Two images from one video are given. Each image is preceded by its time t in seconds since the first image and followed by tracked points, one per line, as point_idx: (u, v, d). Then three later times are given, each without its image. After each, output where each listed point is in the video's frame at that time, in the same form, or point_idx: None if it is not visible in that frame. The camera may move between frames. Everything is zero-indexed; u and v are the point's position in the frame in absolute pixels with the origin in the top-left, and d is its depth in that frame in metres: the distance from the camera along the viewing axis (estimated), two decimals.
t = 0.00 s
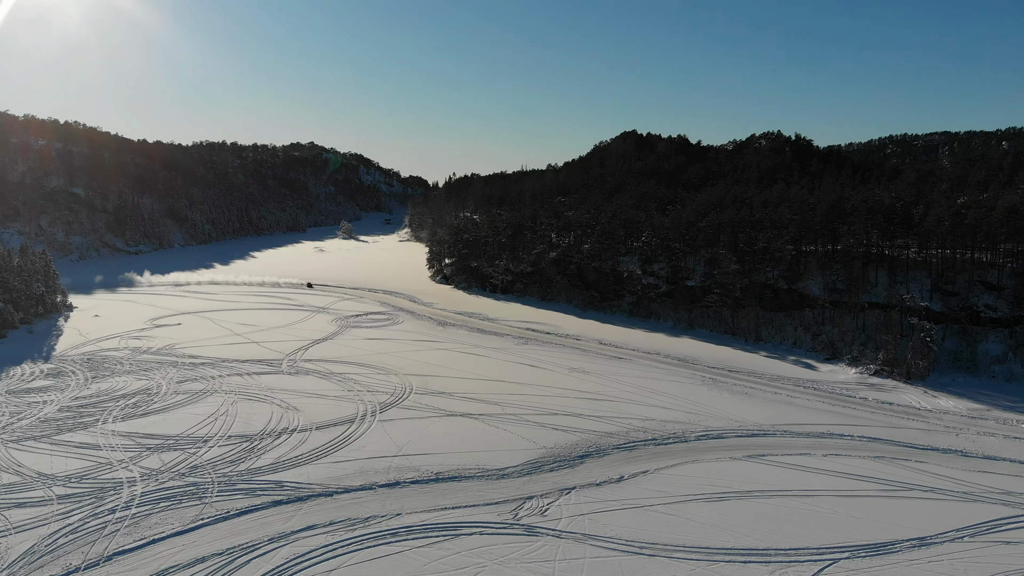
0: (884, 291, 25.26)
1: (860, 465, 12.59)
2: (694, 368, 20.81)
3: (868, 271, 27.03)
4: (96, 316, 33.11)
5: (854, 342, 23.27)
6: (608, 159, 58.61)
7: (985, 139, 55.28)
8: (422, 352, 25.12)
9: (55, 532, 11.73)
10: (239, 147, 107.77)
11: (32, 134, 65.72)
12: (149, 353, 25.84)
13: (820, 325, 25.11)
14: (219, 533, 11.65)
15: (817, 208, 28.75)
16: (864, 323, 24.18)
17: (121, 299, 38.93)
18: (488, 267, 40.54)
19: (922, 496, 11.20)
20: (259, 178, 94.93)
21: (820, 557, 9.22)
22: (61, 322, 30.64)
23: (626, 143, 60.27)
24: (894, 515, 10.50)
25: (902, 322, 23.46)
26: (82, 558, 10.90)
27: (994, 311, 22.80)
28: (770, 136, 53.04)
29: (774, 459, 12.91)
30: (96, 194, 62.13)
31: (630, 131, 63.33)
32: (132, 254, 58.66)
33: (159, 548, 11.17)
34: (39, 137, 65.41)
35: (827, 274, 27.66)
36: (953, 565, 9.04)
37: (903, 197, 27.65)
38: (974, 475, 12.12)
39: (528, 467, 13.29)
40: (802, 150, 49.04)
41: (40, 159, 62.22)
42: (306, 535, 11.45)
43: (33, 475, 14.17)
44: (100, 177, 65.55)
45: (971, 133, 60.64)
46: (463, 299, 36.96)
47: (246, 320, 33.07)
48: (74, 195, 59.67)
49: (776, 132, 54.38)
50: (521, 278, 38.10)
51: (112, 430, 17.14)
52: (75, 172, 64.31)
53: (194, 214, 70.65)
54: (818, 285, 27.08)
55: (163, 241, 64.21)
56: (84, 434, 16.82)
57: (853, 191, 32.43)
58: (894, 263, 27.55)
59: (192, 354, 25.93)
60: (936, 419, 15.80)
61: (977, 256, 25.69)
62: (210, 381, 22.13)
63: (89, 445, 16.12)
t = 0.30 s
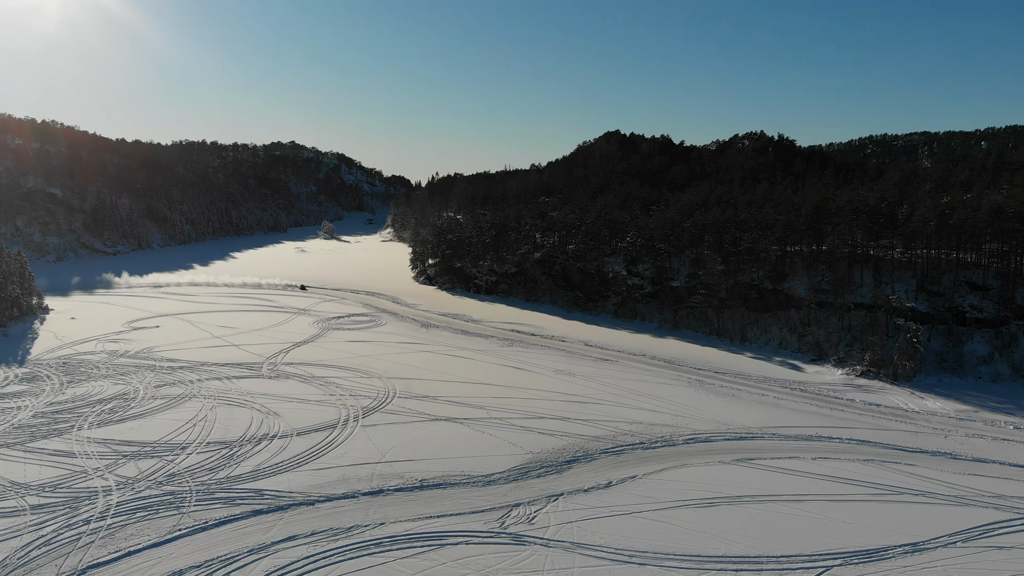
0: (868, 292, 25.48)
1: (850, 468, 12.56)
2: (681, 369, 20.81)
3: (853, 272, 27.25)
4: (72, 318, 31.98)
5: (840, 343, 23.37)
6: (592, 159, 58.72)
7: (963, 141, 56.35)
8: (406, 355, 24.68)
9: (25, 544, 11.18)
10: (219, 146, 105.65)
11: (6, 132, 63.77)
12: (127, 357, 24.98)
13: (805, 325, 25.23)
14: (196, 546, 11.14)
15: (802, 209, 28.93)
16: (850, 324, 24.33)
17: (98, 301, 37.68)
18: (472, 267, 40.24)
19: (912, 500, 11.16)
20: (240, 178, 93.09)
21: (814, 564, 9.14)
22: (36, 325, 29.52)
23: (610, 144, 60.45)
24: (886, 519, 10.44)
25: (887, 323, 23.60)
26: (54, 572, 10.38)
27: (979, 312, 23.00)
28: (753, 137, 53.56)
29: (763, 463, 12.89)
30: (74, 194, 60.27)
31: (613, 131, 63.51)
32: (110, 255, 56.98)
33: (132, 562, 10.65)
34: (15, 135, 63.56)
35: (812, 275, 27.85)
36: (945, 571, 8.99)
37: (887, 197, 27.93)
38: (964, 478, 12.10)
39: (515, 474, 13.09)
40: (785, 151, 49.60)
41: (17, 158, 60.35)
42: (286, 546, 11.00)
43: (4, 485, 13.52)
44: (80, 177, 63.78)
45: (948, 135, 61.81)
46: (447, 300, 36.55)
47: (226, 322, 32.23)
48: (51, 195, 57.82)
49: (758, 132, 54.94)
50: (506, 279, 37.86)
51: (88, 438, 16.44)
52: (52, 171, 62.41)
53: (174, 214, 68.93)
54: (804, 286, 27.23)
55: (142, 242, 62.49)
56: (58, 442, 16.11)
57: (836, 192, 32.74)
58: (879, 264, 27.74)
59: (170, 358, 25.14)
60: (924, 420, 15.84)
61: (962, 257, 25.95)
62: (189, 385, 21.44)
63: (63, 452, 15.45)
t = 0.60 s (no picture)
0: (853, 293, 25.78)
1: (837, 472, 12.59)
2: (667, 371, 20.82)
3: (838, 272, 27.58)
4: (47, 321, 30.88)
5: (825, 343, 23.53)
6: (575, 159, 58.77)
7: (941, 141, 57.33)
8: (389, 357, 24.25)
9: None
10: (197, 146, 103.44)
11: None
12: (104, 360, 24.15)
13: (791, 326, 25.46)
14: (172, 558, 10.67)
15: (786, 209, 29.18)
16: (835, 325, 24.57)
17: (73, 304, 36.44)
18: (456, 268, 39.91)
19: (902, 504, 11.18)
20: (219, 177, 91.15)
21: (806, 571, 9.08)
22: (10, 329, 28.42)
23: (593, 143, 60.55)
24: (875, 523, 10.44)
25: (874, 324, 23.78)
26: None
27: (964, 312, 23.37)
28: (735, 137, 54.07)
29: (751, 467, 12.87)
30: (50, 194, 58.34)
31: (597, 131, 63.46)
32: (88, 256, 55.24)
33: None
34: None
35: (797, 276, 28.10)
36: None
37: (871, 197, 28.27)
38: (952, 481, 12.16)
39: (501, 479, 12.87)
40: (767, 151, 50.16)
41: None
42: (266, 557, 10.57)
43: None
44: (57, 177, 61.87)
45: (927, 135, 62.91)
46: (431, 301, 36.15)
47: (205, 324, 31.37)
48: (27, 195, 56.09)
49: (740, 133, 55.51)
50: (490, 279, 37.60)
51: (63, 444, 15.78)
52: (28, 171, 60.37)
53: (153, 214, 67.25)
54: (789, 287, 27.46)
55: (120, 242, 60.73)
56: (30, 450, 15.44)
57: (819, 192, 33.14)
58: (863, 264, 28.04)
59: (148, 360, 24.35)
60: (911, 422, 15.93)
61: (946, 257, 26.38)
62: (168, 389, 20.76)
63: (35, 461, 14.79)
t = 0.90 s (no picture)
0: (836, 295, 26.17)
1: (826, 476, 12.62)
2: (652, 374, 20.79)
3: (822, 274, 28.00)
4: (18, 326, 29.64)
5: (810, 345, 23.68)
6: (558, 160, 58.93)
7: (919, 143, 58.40)
8: (371, 362, 23.77)
9: None
10: (174, 147, 100.94)
11: None
12: (78, 366, 23.24)
13: (775, 328, 25.73)
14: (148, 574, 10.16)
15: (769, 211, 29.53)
16: (819, 326, 24.85)
17: (46, 308, 35.06)
18: (439, 270, 39.57)
19: (890, 509, 11.23)
20: (199, 178, 89.12)
21: None
22: None
23: (576, 144, 60.80)
24: (866, 529, 10.43)
25: (858, 327, 24.04)
26: None
27: (949, 314, 23.71)
28: (717, 138, 54.78)
29: (739, 472, 12.85)
30: (24, 194, 56.22)
31: (580, 132, 63.66)
32: (64, 258, 53.36)
33: None
34: None
35: (782, 277, 28.41)
36: None
37: (854, 199, 28.74)
38: (941, 485, 12.24)
39: (487, 487, 12.61)
40: (747, 152, 50.93)
41: None
42: (246, 571, 10.14)
43: None
44: (32, 177, 59.71)
45: (904, 138, 64.11)
46: (414, 304, 35.68)
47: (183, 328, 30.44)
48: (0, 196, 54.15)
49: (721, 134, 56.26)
50: (474, 282, 37.32)
51: (36, 454, 15.09)
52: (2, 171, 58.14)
53: (131, 215, 65.45)
54: (774, 288, 27.76)
55: (98, 245, 58.85)
56: None
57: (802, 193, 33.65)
58: (847, 266, 28.49)
59: (124, 366, 23.48)
60: (898, 425, 16.07)
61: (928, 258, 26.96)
62: (147, 394, 20.03)
63: (5, 472, 14.07)
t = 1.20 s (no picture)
0: (819, 295, 26.53)
1: (811, 477, 12.66)
2: (637, 374, 20.75)
3: (805, 274, 28.41)
4: None
5: (793, 345, 23.90)
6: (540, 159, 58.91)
7: (898, 143, 59.48)
8: (352, 363, 23.27)
9: None
10: (151, 144, 98.39)
11: None
12: (52, 368, 22.39)
13: (758, 327, 25.99)
14: None
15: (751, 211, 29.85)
16: (802, 326, 25.13)
17: (18, 309, 33.76)
18: (421, 269, 39.17)
19: (875, 510, 11.30)
20: (178, 176, 87.21)
21: None
22: None
23: (559, 143, 60.87)
24: (853, 531, 10.47)
25: (840, 326, 24.38)
26: None
27: (931, 314, 24.12)
28: (699, 138, 55.33)
29: (724, 474, 12.84)
30: None
31: (563, 131, 63.69)
32: (41, 258, 51.62)
33: None
34: None
35: (766, 277, 28.73)
36: None
37: (837, 199, 29.22)
38: (925, 485, 12.37)
39: (472, 491, 12.36)
40: (729, 151, 51.59)
41: None
42: None
43: None
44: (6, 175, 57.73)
45: (883, 138, 65.32)
46: (396, 304, 35.16)
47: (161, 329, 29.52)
48: None
49: (703, 134, 56.85)
50: (457, 281, 36.97)
51: (9, 458, 14.49)
52: None
53: (109, 214, 63.76)
54: (757, 288, 28.06)
55: (75, 244, 57.10)
56: None
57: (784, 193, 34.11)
58: (830, 265, 28.97)
59: (99, 367, 22.65)
60: (882, 425, 16.26)
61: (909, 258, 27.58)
62: (124, 396, 19.38)
63: None
